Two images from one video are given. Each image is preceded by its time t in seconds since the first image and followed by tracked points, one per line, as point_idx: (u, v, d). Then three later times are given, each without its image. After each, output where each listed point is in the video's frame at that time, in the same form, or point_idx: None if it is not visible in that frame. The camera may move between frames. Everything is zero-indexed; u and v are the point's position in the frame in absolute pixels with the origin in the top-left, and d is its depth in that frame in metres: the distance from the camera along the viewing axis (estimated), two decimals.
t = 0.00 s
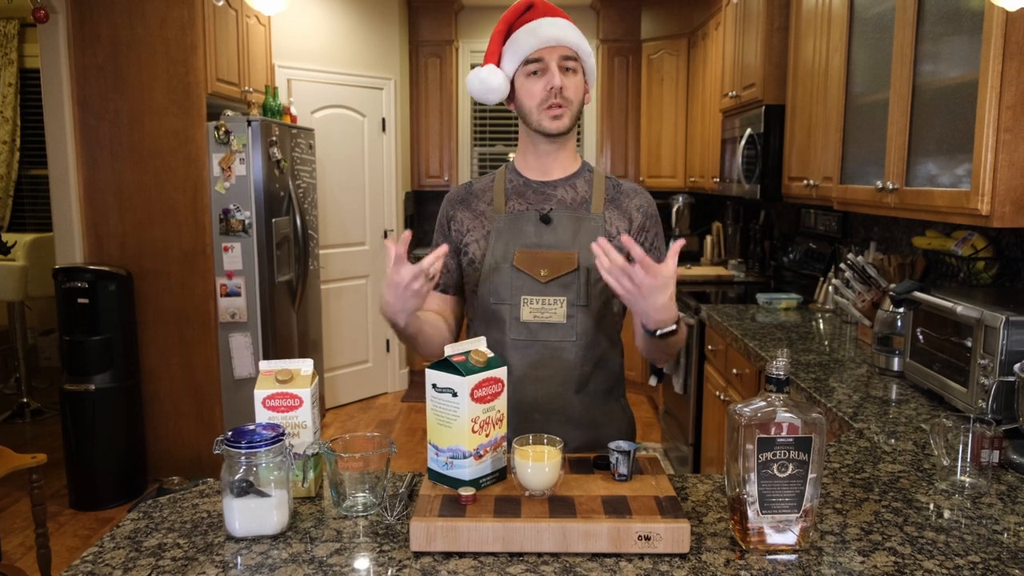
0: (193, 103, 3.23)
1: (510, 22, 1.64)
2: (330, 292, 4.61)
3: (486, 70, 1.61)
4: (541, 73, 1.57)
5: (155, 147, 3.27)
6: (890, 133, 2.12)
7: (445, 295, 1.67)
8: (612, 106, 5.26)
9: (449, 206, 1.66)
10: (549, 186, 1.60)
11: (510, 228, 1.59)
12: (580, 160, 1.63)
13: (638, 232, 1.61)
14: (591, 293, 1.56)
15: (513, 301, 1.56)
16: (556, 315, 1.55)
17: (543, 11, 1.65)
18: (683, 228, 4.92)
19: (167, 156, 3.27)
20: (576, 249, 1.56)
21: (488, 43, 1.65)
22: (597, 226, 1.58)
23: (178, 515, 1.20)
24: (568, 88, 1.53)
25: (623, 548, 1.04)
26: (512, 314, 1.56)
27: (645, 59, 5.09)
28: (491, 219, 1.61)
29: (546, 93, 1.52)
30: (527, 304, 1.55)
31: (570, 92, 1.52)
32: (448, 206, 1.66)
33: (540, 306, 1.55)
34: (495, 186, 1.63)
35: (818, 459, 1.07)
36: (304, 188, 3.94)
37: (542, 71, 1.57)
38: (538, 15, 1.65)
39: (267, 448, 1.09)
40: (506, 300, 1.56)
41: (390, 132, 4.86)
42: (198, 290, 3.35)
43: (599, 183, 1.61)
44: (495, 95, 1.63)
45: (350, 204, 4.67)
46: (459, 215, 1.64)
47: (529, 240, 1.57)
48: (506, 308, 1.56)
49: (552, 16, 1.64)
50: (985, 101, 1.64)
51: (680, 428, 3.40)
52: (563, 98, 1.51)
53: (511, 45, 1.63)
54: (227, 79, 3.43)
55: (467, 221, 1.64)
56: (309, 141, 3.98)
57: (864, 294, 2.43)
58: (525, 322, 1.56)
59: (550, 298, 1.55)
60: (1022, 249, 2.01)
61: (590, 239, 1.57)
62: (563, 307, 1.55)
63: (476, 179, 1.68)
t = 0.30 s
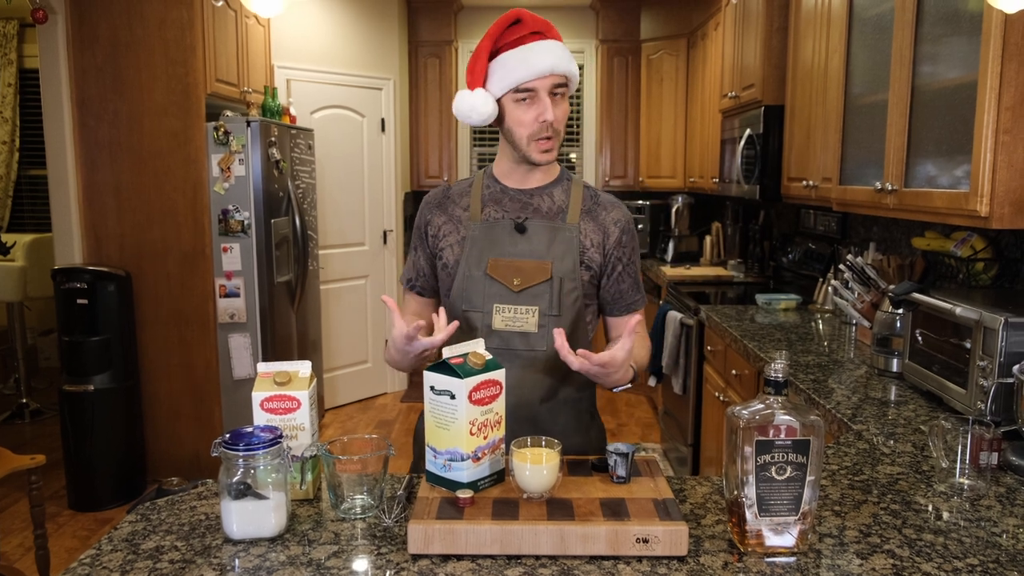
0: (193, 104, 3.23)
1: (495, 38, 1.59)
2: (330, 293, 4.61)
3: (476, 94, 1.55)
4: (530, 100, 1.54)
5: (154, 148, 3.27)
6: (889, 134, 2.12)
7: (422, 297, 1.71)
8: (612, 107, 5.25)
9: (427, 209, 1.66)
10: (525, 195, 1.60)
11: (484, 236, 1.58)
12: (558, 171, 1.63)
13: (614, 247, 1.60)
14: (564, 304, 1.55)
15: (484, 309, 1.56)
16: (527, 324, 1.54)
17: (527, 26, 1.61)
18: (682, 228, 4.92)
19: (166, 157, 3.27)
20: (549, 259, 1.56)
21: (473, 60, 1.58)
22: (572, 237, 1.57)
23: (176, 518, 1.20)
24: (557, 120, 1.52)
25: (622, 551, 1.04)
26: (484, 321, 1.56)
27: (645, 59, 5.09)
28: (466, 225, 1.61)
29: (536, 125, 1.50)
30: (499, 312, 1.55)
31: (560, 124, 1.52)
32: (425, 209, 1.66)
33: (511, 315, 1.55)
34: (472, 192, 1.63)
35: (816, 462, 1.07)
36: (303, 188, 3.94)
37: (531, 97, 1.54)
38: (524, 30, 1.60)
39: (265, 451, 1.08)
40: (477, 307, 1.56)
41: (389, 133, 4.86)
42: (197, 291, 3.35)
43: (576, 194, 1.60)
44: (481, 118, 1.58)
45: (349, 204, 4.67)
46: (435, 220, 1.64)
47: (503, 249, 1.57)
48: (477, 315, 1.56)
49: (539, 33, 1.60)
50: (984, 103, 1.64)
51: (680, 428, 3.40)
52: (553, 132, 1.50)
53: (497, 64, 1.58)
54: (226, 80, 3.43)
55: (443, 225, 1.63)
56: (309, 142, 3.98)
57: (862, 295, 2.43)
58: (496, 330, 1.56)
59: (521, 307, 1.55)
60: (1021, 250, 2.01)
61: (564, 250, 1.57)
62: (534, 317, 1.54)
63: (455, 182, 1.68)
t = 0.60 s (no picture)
0: (192, 104, 3.23)
1: (445, 47, 1.55)
2: (330, 293, 4.61)
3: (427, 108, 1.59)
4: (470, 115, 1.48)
5: (154, 148, 3.27)
6: (889, 134, 2.12)
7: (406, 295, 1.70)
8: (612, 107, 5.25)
9: (410, 212, 1.66)
10: (506, 197, 1.60)
11: (467, 240, 1.59)
12: (540, 170, 1.62)
13: (597, 246, 1.58)
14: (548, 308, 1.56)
15: (469, 314, 1.56)
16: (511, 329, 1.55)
17: (474, 33, 1.53)
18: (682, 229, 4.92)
19: (166, 157, 3.27)
20: (532, 262, 1.56)
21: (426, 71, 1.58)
22: (555, 239, 1.57)
23: (174, 520, 1.20)
24: (495, 136, 1.45)
25: (621, 552, 1.04)
26: (468, 326, 1.56)
27: (644, 59, 5.09)
28: (449, 227, 1.61)
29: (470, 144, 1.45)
30: (483, 318, 1.55)
31: (497, 139, 1.44)
32: (409, 211, 1.67)
33: (495, 320, 1.55)
34: (455, 193, 1.63)
35: (816, 464, 1.07)
36: (302, 189, 3.94)
37: (470, 113, 1.48)
38: (471, 39, 1.52)
39: (264, 452, 1.08)
40: (461, 312, 1.56)
41: (389, 133, 4.86)
42: (197, 291, 3.35)
43: (558, 194, 1.60)
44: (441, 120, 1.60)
45: (349, 204, 4.67)
46: (418, 222, 1.64)
47: (486, 252, 1.57)
48: (462, 320, 1.56)
49: (484, 42, 1.50)
50: (984, 103, 1.64)
51: (679, 429, 3.40)
52: (488, 150, 1.44)
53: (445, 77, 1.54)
54: (226, 80, 3.43)
55: (427, 227, 1.63)
56: (308, 142, 3.98)
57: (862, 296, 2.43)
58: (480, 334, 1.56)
59: (505, 312, 1.55)
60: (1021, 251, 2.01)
61: (547, 252, 1.56)
62: (517, 322, 1.55)
63: (437, 183, 1.68)
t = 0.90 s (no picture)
0: (191, 105, 3.23)
1: (408, 60, 1.51)
2: (330, 293, 4.61)
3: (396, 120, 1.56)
4: (444, 127, 1.47)
5: (154, 149, 3.27)
6: (889, 134, 2.12)
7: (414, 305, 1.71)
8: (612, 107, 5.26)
9: (405, 220, 1.66)
10: (498, 198, 1.59)
11: (462, 243, 1.59)
12: (528, 165, 1.61)
13: (592, 237, 1.57)
14: (548, 306, 1.57)
15: (471, 316, 1.58)
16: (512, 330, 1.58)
17: (433, 43, 1.48)
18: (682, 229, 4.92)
19: (166, 157, 3.27)
20: (529, 262, 1.56)
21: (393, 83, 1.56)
22: (550, 236, 1.57)
23: (174, 520, 1.20)
24: (473, 144, 1.44)
25: (621, 552, 1.03)
26: (471, 328, 1.59)
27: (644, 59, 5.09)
28: (444, 232, 1.61)
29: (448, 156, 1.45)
30: (485, 320, 1.58)
31: (474, 149, 1.43)
32: (403, 219, 1.67)
33: (497, 322, 1.58)
34: (447, 198, 1.63)
35: (816, 464, 1.07)
36: (302, 189, 3.94)
37: (443, 124, 1.47)
38: (432, 49, 1.47)
39: (264, 452, 1.08)
40: (463, 315, 1.59)
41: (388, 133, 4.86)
42: (197, 291, 3.35)
43: (549, 189, 1.59)
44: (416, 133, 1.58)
45: (349, 204, 4.67)
46: (413, 231, 1.65)
47: (482, 255, 1.58)
48: (465, 322, 1.59)
49: (445, 51, 1.46)
50: (984, 103, 1.64)
51: (679, 429, 3.40)
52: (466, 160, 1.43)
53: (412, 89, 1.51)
54: (226, 80, 3.43)
55: (422, 234, 1.64)
56: (308, 142, 3.98)
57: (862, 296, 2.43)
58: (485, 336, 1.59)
59: (506, 314, 1.58)
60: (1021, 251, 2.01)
61: (544, 250, 1.57)
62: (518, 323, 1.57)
63: (429, 188, 1.67)
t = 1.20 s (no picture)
0: (192, 105, 3.23)
1: (464, 52, 1.57)
2: (330, 292, 4.60)
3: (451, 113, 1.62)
4: (496, 117, 1.47)
5: (154, 149, 3.26)
6: (890, 134, 2.11)
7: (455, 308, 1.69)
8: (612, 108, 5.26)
9: (451, 223, 1.66)
10: (546, 199, 1.60)
11: (510, 242, 1.59)
12: (574, 166, 1.61)
13: (638, 236, 1.58)
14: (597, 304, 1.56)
15: (520, 316, 1.57)
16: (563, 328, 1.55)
17: (490, 36, 1.54)
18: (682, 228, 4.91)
19: (166, 157, 3.27)
20: (578, 260, 1.56)
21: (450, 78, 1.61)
22: (598, 235, 1.57)
23: (176, 520, 1.20)
24: (524, 134, 1.43)
25: (623, 552, 1.03)
26: (520, 327, 1.57)
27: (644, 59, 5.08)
28: (492, 232, 1.61)
29: (499, 145, 1.44)
30: (534, 318, 1.56)
31: (525, 138, 1.43)
32: (448, 221, 1.66)
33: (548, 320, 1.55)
34: (493, 199, 1.63)
35: (819, 464, 1.07)
36: (303, 188, 3.94)
37: (494, 112, 1.48)
38: (488, 42, 1.53)
39: (265, 452, 1.08)
40: (512, 314, 1.58)
41: (389, 133, 4.86)
42: (197, 292, 3.35)
43: (596, 189, 1.60)
44: (464, 124, 1.62)
45: (349, 204, 4.66)
46: (460, 232, 1.64)
47: (531, 253, 1.58)
48: (514, 321, 1.57)
49: (500, 43, 1.52)
50: (986, 103, 1.64)
51: (680, 428, 3.40)
52: (517, 149, 1.43)
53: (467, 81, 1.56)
54: (226, 79, 3.43)
55: (469, 236, 1.64)
56: (308, 142, 3.98)
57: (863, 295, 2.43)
58: (534, 336, 1.56)
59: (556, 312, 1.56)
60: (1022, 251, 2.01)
61: (592, 249, 1.57)
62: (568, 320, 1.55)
63: (473, 191, 1.67)
